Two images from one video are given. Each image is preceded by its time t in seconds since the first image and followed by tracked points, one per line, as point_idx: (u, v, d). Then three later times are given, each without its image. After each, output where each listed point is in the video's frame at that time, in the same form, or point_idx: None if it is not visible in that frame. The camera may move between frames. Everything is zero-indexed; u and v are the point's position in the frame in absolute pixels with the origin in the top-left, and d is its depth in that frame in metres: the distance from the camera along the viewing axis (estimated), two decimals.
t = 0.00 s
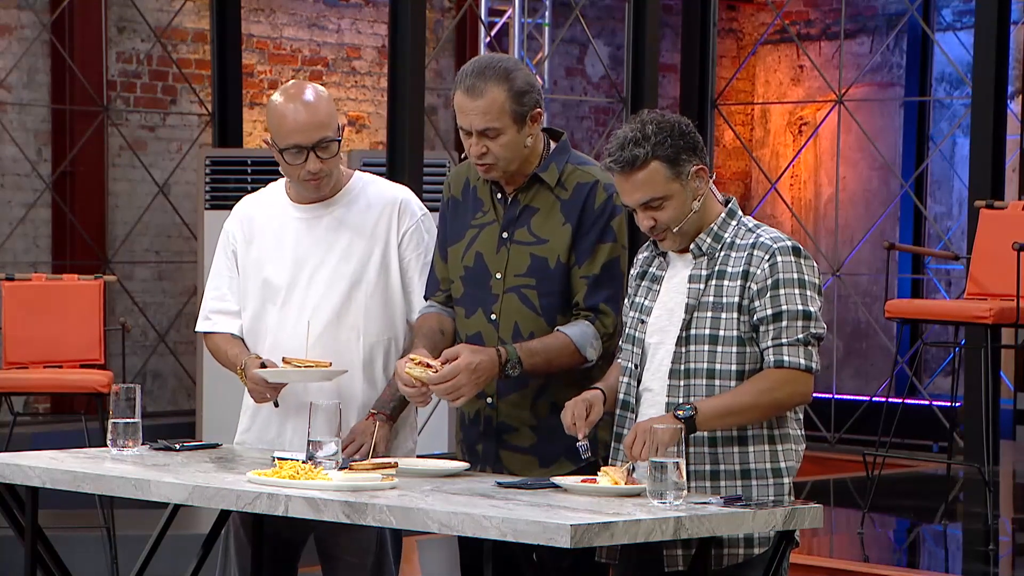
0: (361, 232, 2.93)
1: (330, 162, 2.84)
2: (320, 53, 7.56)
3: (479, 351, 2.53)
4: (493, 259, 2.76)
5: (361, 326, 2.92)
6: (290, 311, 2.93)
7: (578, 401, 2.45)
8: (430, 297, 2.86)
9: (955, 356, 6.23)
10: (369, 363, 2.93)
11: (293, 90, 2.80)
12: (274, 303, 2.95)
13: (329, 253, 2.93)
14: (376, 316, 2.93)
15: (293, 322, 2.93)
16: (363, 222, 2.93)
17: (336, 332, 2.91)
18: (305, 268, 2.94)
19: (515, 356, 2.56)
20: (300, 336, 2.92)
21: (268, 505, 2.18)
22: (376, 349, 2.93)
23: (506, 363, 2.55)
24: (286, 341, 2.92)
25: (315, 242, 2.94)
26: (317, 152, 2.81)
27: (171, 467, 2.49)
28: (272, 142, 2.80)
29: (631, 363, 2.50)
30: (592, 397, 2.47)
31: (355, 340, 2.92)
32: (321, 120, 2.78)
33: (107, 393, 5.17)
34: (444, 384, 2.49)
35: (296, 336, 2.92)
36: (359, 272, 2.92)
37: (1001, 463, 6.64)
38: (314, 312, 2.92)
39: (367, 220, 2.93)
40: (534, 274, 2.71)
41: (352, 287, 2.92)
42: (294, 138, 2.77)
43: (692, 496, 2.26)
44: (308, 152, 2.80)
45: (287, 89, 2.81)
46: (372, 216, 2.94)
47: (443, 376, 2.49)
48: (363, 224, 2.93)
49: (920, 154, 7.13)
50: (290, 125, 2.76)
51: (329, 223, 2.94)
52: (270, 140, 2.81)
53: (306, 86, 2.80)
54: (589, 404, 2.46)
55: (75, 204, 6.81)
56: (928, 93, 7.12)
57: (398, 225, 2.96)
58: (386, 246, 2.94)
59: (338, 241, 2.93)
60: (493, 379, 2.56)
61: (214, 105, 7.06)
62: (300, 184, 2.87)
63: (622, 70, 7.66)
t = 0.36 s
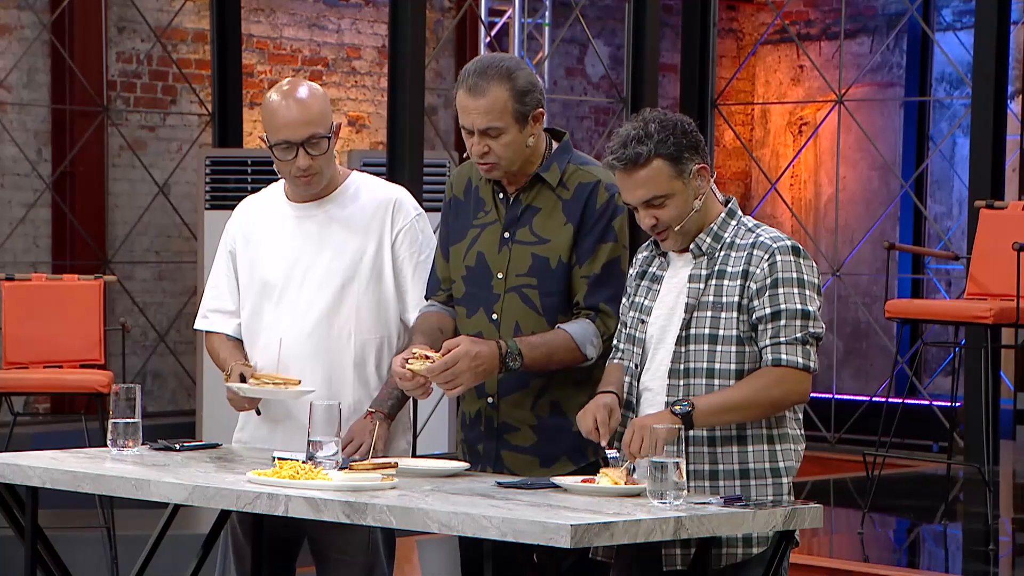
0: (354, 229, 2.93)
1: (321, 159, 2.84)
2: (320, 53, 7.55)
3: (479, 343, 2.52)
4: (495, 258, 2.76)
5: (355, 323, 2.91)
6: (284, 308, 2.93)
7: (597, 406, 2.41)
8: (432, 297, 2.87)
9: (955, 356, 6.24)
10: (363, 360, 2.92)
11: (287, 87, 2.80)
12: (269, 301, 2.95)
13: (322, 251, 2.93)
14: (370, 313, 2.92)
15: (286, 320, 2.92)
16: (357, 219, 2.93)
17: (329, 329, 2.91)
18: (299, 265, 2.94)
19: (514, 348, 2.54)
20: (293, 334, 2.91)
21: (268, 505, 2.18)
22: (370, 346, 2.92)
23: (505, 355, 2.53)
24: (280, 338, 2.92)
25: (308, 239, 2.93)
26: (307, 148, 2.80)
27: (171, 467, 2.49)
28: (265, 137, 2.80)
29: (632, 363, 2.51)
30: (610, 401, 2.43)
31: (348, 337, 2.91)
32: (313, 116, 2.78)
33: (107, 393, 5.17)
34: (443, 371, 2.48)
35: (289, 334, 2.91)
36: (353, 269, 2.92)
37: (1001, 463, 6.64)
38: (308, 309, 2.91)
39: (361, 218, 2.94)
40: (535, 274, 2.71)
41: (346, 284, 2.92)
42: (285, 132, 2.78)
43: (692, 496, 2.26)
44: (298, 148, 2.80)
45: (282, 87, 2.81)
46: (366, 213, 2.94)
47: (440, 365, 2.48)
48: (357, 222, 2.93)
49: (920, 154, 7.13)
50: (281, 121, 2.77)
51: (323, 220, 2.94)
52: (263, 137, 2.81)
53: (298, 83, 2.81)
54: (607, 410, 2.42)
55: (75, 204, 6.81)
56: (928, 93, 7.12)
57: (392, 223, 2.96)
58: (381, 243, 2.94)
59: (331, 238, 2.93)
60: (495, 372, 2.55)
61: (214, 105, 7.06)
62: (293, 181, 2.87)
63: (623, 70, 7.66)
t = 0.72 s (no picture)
0: (346, 227, 2.93)
1: (319, 149, 2.85)
2: (320, 53, 7.55)
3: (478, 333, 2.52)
4: (495, 258, 2.76)
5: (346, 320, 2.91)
6: (276, 305, 2.94)
7: (596, 409, 2.40)
8: (432, 297, 2.87)
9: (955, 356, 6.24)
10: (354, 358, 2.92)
11: (286, 80, 2.83)
12: (263, 298, 2.96)
13: (315, 248, 2.93)
14: (361, 311, 2.92)
15: (279, 316, 2.93)
16: (349, 217, 2.93)
17: (320, 326, 2.90)
18: (292, 262, 2.94)
19: (514, 338, 2.53)
20: (285, 331, 2.91)
21: (268, 505, 2.18)
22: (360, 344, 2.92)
23: (505, 345, 2.52)
24: (272, 335, 2.92)
25: (301, 236, 2.94)
26: (305, 136, 2.81)
27: (171, 467, 2.49)
28: (263, 127, 2.81)
29: (632, 361, 2.50)
30: (610, 403, 2.42)
31: (339, 334, 2.91)
32: (310, 106, 2.80)
33: (107, 393, 5.17)
34: (440, 357, 2.48)
35: (281, 331, 2.92)
36: (346, 264, 2.92)
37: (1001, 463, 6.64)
38: (299, 306, 2.91)
39: (354, 216, 2.94)
40: (535, 274, 2.71)
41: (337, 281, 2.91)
42: (283, 119, 2.79)
43: (693, 495, 2.26)
44: (296, 136, 2.80)
45: (282, 81, 2.84)
46: (358, 210, 2.94)
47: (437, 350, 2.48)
48: (349, 219, 2.93)
49: (920, 154, 7.13)
50: (280, 108, 2.79)
51: (317, 217, 2.94)
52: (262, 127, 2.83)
53: (297, 77, 2.83)
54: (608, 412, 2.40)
55: (75, 204, 6.81)
56: (928, 93, 7.12)
57: (385, 221, 2.95)
58: (373, 241, 2.94)
59: (324, 235, 2.93)
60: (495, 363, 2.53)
61: (214, 105, 7.06)
62: (290, 173, 2.87)
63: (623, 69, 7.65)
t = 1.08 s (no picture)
0: (343, 226, 2.93)
1: (323, 144, 2.87)
2: (320, 53, 7.55)
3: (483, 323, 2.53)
4: (495, 258, 2.76)
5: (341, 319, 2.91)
6: (271, 303, 2.94)
7: (597, 404, 2.41)
8: (431, 297, 2.87)
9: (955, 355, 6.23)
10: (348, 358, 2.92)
11: (287, 77, 2.86)
12: (258, 296, 2.96)
13: (310, 246, 2.93)
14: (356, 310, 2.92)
15: (274, 315, 2.93)
16: (346, 216, 2.94)
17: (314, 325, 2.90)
18: (287, 260, 2.94)
19: (519, 330, 2.53)
20: (280, 329, 2.91)
21: (268, 505, 2.18)
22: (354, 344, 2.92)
23: (509, 337, 2.53)
24: (267, 333, 2.93)
25: (297, 235, 2.94)
26: (310, 130, 2.83)
27: (171, 467, 2.49)
28: (267, 122, 2.84)
29: (632, 360, 2.50)
30: (611, 398, 2.43)
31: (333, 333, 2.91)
32: (313, 100, 2.83)
33: (107, 393, 5.17)
34: (443, 344, 2.49)
35: (275, 329, 2.92)
36: (340, 265, 2.91)
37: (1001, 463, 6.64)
38: (294, 304, 2.91)
39: (350, 215, 2.94)
40: (535, 274, 2.71)
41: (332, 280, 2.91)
42: (289, 113, 2.81)
43: (693, 496, 2.26)
44: (301, 130, 2.83)
45: (283, 79, 2.87)
46: (355, 210, 2.94)
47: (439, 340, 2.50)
48: (345, 219, 2.93)
49: (920, 154, 7.13)
50: (284, 103, 2.82)
51: (313, 216, 2.94)
52: (265, 123, 2.85)
53: (298, 75, 2.87)
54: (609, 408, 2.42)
55: (75, 205, 6.80)
56: (928, 93, 7.12)
57: (382, 221, 2.95)
58: (369, 241, 2.94)
59: (320, 234, 2.93)
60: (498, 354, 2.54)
61: (214, 105, 7.06)
62: (294, 168, 2.89)
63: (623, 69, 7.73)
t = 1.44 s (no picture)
0: (342, 223, 2.94)
1: (321, 141, 2.90)
2: (320, 53, 7.54)
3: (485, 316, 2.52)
4: (494, 258, 2.76)
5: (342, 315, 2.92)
6: (270, 301, 2.93)
7: (604, 402, 2.40)
8: (431, 297, 2.87)
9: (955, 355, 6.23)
10: (349, 353, 2.92)
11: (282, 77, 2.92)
12: (255, 295, 2.95)
13: (309, 243, 2.93)
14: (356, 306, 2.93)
15: (273, 312, 2.92)
16: (345, 213, 2.95)
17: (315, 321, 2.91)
18: (285, 258, 2.93)
19: (520, 324, 2.52)
20: (280, 326, 2.91)
21: (269, 505, 2.18)
22: (355, 339, 2.92)
23: (511, 330, 2.51)
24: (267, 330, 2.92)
25: (295, 232, 2.94)
26: (308, 125, 2.87)
27: (171, 467, 2.49)
28: (264, 120, 2.88)
29: (635, 358, 2.50)
30: (617, 396, 2.42)
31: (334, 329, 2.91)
32: (308, 97, 2.87)
33: (107, 393, 5.18)
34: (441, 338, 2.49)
35: (275, 326, 2.91)
36: (338, 263, 2.93)
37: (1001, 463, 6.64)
38: (294, 302, 2.92)
39: (349, 212, 2.95)
40: (535, 274, 2.71)
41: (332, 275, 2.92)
42: (286, 109, 2.86)
43: (694, 496, 2.26)
44: (299, 126, 2.87)
45: (278, 78, 2.92)
46: (353, 207, 2.96)
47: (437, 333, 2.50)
48: (344, 216, 2.95)
49: (920, 154, 7.13)
50: (280, 100, 2.86)
51: (311, 213, 2.95)
52: (262, 122, 2.89)
53: (293, 74, 2.92)
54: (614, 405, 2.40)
55: (75, 205, 6.80)
56: (928, 93, 7.12)
57: (380, 218, 2.97)
58: (368, 237, 2.96)
59: (318, 232, 2.94)
60: (500, 347, 2.52)
61: (214, 104, 7.06)
62: (291, 165, 2.91)
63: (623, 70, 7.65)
